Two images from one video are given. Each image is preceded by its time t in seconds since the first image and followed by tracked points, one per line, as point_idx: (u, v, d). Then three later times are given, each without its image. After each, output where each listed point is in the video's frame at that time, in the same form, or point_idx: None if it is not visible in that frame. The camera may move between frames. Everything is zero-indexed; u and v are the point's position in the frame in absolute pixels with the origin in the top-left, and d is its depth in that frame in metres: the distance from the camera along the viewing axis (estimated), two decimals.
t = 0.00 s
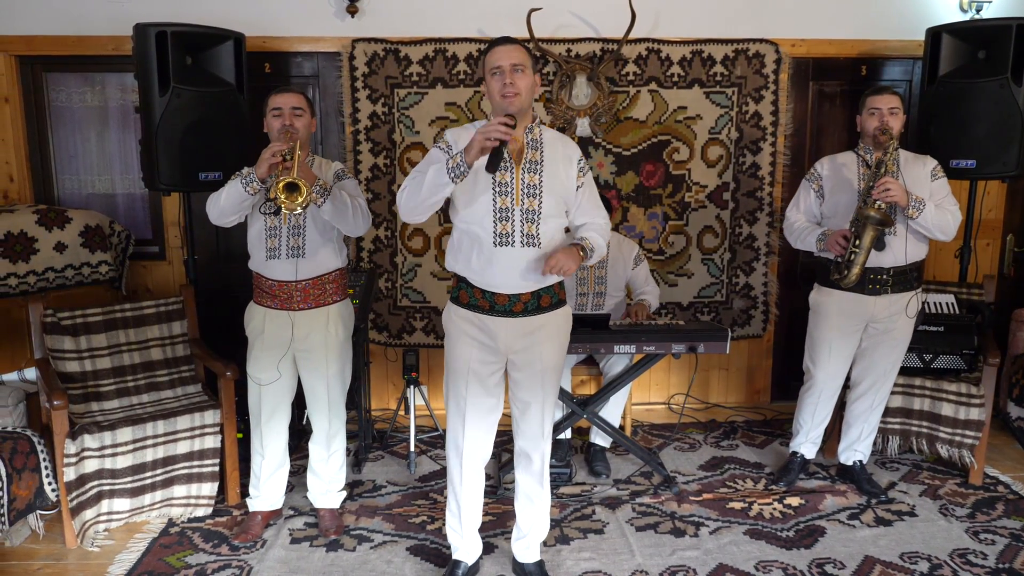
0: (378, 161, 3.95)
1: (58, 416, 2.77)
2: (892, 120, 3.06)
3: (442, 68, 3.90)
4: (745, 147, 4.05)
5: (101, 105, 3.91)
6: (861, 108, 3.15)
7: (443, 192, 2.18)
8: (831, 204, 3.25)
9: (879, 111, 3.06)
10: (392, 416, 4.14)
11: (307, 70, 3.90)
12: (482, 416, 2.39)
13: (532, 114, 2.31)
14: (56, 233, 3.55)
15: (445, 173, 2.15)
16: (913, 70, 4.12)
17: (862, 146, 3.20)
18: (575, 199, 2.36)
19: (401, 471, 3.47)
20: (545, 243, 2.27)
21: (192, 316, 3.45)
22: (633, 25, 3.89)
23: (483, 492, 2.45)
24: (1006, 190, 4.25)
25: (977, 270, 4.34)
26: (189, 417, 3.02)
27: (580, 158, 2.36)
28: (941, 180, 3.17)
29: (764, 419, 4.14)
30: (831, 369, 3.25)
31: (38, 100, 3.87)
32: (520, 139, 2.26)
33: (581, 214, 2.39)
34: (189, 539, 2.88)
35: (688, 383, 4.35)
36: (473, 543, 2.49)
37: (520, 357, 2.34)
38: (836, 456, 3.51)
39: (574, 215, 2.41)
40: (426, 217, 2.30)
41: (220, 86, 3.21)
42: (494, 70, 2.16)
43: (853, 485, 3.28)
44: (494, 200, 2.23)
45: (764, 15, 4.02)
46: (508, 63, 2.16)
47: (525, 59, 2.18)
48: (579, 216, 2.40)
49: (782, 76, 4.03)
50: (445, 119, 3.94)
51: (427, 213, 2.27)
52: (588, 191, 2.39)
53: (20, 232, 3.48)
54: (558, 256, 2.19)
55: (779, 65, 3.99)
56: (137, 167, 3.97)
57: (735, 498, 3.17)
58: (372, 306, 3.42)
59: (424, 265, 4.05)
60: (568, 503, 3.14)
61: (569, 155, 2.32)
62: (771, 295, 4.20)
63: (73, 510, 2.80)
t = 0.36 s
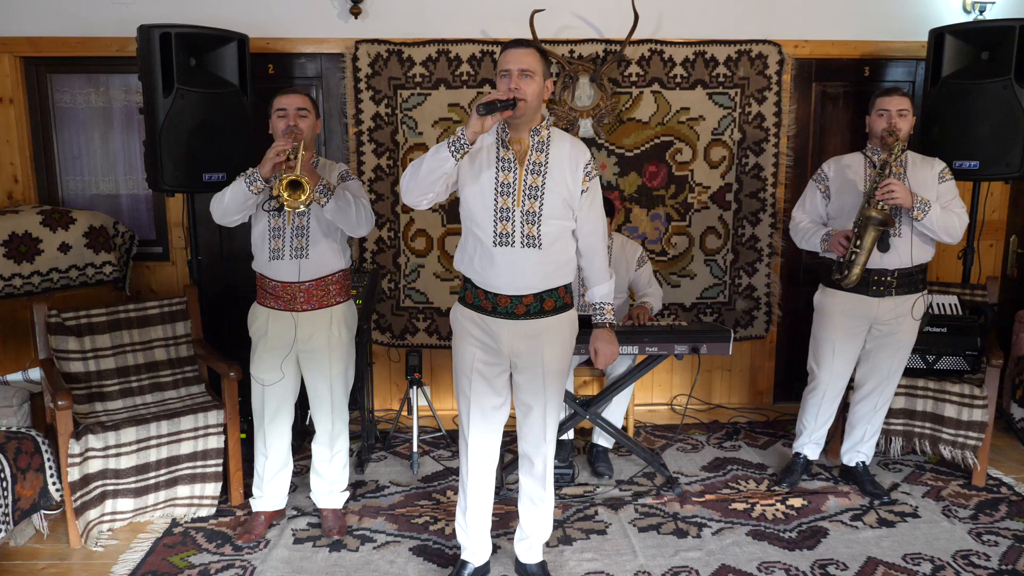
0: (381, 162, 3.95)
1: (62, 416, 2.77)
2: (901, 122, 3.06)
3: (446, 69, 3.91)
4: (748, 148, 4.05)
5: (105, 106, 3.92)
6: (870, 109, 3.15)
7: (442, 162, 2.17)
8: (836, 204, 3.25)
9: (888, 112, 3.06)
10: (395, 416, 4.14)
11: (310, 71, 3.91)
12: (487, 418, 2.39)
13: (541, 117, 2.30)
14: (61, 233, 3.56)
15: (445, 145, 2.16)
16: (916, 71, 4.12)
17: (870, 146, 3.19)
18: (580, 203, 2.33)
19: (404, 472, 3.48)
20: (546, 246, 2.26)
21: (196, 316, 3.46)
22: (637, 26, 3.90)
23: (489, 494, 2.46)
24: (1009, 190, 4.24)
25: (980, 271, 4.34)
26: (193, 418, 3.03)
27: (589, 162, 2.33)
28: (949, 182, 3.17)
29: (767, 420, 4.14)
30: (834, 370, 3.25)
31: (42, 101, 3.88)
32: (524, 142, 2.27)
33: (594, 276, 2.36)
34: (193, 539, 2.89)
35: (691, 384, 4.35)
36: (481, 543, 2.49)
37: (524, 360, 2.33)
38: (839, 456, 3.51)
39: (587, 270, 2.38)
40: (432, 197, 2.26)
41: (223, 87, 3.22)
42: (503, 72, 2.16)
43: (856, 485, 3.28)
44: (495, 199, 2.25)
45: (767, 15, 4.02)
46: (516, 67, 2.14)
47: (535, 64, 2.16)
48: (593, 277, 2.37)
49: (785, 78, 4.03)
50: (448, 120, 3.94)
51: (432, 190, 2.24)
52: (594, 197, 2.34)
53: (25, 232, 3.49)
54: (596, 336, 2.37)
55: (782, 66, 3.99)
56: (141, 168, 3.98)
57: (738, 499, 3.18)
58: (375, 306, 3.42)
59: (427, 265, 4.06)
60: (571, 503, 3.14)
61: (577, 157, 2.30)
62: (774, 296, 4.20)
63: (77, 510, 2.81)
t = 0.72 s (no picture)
0: (384, 162, 3.96)
1: (66, 415, 2.78)
2: (906, 121, 3.05)
3: (448, 70, 3.91)
4: (750, 148, 4.05)
5: (108, 106, 3.93)
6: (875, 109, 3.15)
7: (445, 154, 2.14)
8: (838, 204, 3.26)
9: (892, 112, 3.06)
10: (398, 416, 4.15)
11: (313, 72, 3.92)
12: (490, 418, 2.40)
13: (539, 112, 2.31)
14: (64, 233, 3.57)
15: (448, 137, 2.14)
16: (919, 70, 4.11)
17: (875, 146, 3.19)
18: (581, 198, 2.35)
19: (406, 471, 3.48)
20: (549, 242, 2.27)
21: (199, 316, 3.46)
22: (639, 26, 3.90)
23: (491, 494, 2.46)
24: (1012, 190, 4.24)
25: (983, 271, 4.34)
26: (196, 418, 3.04)
27: (587, 157, 2.36)
28: (954, 183, 3.16)
29: (769, 420, 4.14)
30: (834, 369, 3.25)
31: (45, 101, 3.89)
32: (524, 136, 2.26)
33: (601, 272, 2.43)
34: (196, 538, 2.90)
35: (694, 384, 4.34)
36: (483, 543, 2.49)
37: (527, 359, 2.34)
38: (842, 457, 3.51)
39: (593, 265, 2.43)
40: (432, 191, 2.24)
41: (226, 87, 3.23)
42: (497, 71, 2.15)
43: (858, 485, 3.28)
44: (497, 196, 2.24)
45: (770, 15, 4.02)
46: (510, 64, 2.15)
47: (529, 58, 2.16)
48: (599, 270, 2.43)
49: (788, 78, 4.03)
50: (450, 120, 3.95)
51: (431, 185, 2.22)
52: (594, 191, 2.37)
53: (29, 233, 3.50)
54: (610, 327, 2.43)
55: (785, 66, 3.99)
56: (145, 168, 3.99)
57: (740, 499, 3.18)
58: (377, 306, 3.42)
59: (429, 265, 4.06)
60: (573, 503, 3.15)
61: (575, 152, 2.32)
62: (776, 296, 4.20)
63: (81, 509, 2.82)
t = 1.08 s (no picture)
0: (387, 162, 3.97)
1: (70, 415, 2.79)
2: (905, 120, 3.05)
3: (451, 69, 3.92)
4: (753, 148, 4.05)
5: (112, 106, 3.94)
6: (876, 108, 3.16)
7: (452, 160, 2.13)
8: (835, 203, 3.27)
9: (891, 111, 3.07)
10: (400, 416, 4.15)
11: (316, 72, 3.92)
12: (495, 416, 2.40)
13: (535, 113, 2.31)
14: (68, 233, 3.58)
15: (454, 141, 2.13)
16: (923, 70, 4.10)
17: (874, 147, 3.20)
18: (580, 198, 2.36)
19: (409, 471, 3.49)
20: (552, 244, 2.28)
21: (202, 316, 3.47)
22: (642, 26, 3.90)
23: (494, 493, 2.46)
24: (1016, 190, 4.23)
25: (987, 271, 4.33)
26: (199, 417, 3.04)
27: (584, 157, 2.37)
28: (952, 187, 3.14)
29: (772, 420, 4.14)
30: (827, 368, 3.25)
31: (49, 101, 3.90)
32: (524, 138, 2.27)
33: (589, 266, 2.42)
34: (200, 537, 2.90)
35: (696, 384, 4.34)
36: (485, 542, 2.49)
37: (532, 356, 2.35)
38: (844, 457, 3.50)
39: (582, 261, 2.42)
40: (439, 198, 2.23)
41: (229, 88, 3.23)
42: (497, 70, 2.15)
43: (861, 486, 3.27)
44: (501, 199, 2.23)
45: (773, 15, 4.01)
46: (510, 62, 2.15)
47: (528, 59, 2.17)
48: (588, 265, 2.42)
49: (791, 78, 4.02)
50: (453, 120, 3.95)
51: (440, 189, 2.20)
52: (592, 191, 2.39)
53: (33, 233, 3.51)
54: (592, 321, 2.38)
55: (788, 66, 3.99)
56: (148, 168, 4.00)
57: (743, 499, 3.18)
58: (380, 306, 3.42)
59: (432, 265, 4.06)
60: (576, 503, 3.15)
61: (572, 152, 2.33)
62: (779, 296, 4.20)
63: (85, 509, 2.83)
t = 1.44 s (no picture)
0: (390, 162, 3.97)
1: (74, 414, 2.80)
2: (879, 117, 3.05)
3: (454, 69, 3.92)
4: (756, 148, 4.05)
5: (116, 106, 3.95)
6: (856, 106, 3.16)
7: (449, 152, 2.13)
8: (818, 204, 3.27)
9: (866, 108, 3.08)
10: (403, 416, 4.16)
11: (319, 71, 3.93)
12: (494, 415, 2.40)
13: (536, 113, 2.31)
14: (72, 232, 3.59)
15: (452, 134, 2.14)
16: (926, 70, 4.10)
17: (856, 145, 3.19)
18: (579, 199, 2.36)
19: (412, 471, 3.49)
20: (551, 245, 2.29)
21: (205, 315, 3.47)
22: (645, 26, 3.89)
23: (496, 492, 2.46)
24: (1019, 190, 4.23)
25: (990, 271, 4.32)
26: (203, 417, 3.05)
27: (584, 157, 2.37)
28: (934, 184, 3.12)
29: (774, 420, 4.14)
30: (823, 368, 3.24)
31: (53, 101, 3.91)
32: (524, 138, 2.27)
33: (596, 271, 2.43)
34: (203, 536, 2.91)
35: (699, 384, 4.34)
36: (488, 542, 2.50)
37: (531, 355, 2.35)
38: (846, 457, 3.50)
39: (586, 264, 2.43)
40: (437, 191, 2.23)
41: (233, 87, 3.24)
42: (499, 65, 2.16)
43: (864, 486, 3.27)
44: (500, 199, 2.24)
45: (776, 15, 4.01)
46: (512, 59, 2.16)
47: (529, 57, 2.17)
48: (591, 269, 2.44)
49: (794, 78, 4.02)
50: (456, 120, 3.95)
51: (437, 183, 2.20)
52: (592, 192, 2.39)
53: (37, 232, 3.52)
54: (604, 327, 2.46)
55: (791, 66, 3.99)
56: (151, 168, 4.01)
57: (746, 499, 3.17)
58: (383, 305, 3.42)
59: (435, 265, 4.07)
60: (578, 503, 3.15)
61: (573, 153, 2.33)
62: (782, 296, 4.20)
63: (88, 508, 2.83)
